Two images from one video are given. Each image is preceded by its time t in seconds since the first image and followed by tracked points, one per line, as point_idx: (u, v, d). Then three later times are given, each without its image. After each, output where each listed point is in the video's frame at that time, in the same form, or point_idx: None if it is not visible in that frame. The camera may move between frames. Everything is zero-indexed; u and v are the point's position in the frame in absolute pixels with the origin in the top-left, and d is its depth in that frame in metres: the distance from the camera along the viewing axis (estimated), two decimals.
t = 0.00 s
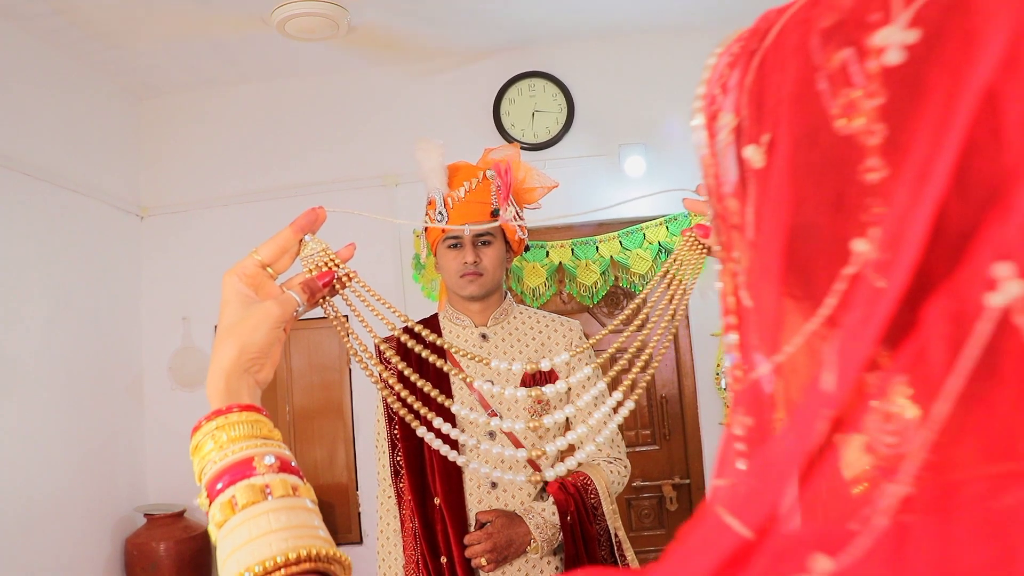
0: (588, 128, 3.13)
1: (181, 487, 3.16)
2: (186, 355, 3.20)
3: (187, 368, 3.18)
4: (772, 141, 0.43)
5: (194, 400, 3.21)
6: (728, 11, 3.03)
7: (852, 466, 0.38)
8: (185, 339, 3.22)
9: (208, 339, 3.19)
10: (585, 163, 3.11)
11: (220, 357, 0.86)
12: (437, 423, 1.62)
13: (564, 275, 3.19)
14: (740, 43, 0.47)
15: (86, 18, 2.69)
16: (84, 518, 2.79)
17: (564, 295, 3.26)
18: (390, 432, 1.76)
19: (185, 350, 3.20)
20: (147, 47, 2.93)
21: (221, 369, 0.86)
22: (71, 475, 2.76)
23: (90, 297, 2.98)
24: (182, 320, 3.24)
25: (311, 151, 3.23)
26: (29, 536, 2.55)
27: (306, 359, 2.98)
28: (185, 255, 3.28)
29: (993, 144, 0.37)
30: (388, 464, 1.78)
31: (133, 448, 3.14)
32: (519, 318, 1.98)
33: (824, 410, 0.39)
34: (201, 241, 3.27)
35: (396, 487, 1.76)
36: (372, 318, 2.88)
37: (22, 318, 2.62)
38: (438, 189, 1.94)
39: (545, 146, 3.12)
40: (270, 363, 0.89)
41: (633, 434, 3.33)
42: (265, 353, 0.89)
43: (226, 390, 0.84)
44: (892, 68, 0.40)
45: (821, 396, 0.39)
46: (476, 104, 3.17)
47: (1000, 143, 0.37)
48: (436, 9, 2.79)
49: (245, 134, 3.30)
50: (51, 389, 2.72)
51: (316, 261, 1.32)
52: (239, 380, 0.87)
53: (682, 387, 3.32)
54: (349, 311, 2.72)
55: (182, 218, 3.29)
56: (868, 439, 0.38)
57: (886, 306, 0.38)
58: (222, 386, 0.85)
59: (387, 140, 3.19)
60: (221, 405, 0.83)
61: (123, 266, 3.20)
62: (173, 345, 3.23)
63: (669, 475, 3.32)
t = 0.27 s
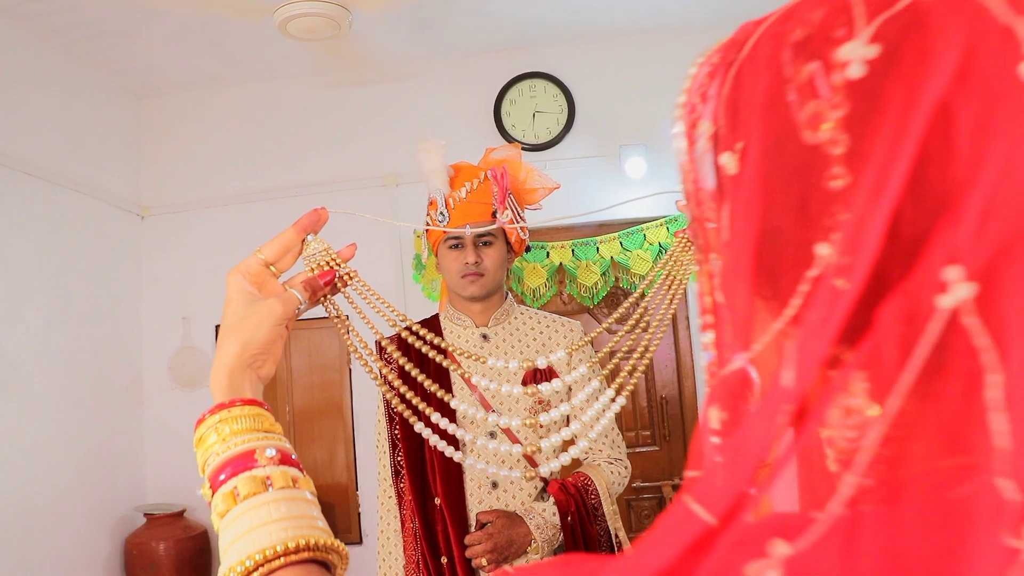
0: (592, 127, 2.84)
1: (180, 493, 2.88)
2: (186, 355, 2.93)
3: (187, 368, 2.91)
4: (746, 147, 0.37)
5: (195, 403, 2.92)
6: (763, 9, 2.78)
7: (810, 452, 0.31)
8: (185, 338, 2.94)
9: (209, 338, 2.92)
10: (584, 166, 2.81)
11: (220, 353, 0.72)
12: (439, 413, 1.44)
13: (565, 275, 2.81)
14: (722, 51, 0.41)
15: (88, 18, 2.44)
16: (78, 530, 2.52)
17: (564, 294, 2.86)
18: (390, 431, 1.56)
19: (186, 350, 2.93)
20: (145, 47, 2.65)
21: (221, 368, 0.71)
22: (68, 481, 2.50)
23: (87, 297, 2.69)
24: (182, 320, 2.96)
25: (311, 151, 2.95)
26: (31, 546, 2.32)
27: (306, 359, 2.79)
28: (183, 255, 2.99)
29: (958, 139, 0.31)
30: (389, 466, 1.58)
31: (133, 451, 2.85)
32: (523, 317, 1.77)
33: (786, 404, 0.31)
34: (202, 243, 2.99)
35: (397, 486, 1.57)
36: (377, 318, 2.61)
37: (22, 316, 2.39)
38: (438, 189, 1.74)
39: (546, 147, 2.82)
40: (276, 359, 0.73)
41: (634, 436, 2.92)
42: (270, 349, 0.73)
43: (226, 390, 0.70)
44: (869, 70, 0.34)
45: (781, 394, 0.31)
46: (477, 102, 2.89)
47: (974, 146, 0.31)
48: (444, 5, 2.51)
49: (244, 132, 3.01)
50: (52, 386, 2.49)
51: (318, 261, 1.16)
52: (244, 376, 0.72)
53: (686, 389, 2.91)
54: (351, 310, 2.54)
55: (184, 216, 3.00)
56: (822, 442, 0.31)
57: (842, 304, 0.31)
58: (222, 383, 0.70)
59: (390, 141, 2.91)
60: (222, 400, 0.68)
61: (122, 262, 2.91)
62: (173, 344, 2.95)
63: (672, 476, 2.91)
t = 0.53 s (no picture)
0: (593, 127, 2.85)
1: (178, 492, 2.89)
2: (186, 355, 2.93)
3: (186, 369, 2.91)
4: (729, 154, 0.38)
5: (194, 403, 2.93)
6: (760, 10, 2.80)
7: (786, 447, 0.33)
8: (186, 338, 2.95)
9: (210, 338, 2.93)
10: (586, 167, 2.83)
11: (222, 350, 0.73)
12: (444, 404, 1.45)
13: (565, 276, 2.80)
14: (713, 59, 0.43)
15: (87, 15, 2.45)
16: (76, 531, 2.52)
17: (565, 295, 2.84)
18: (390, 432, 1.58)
19: (186, 350, 2.94)
20: (146, 47, 2.67)
21: (223, 365, 0.72)
22: (67, 479, 2.52)
23: (86, 295, 2.70)
24: (181, 320, 2.97)
25: (311, 150, 2.96)
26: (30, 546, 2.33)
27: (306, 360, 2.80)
28: (182, 254, 3.00)
29: (929, 148, 0.33)
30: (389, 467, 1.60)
31: (132, 448, 2.86)
32: (524, 317, 1.78)
33: (758, 404, 0.33)
34: (201, 242, 3.00)
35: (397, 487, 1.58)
36: (377, 317, 2.63)
37: (22, 312, 2.40)
38: (440, 189, 1.75)
39: (546, 147, 2.83)
40: (276, 356, 0.76)
41: (634, 437, 2.93)
42: (271, 346, 0.76)
43: (229, 384, 0.71)
44: (844, 80, 0.35)
45: (753, 394, 0.33)
46: (480, 104, 2.90)
47: (946, 154, 0.32)
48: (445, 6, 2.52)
49: (246, 130, 3.02)
50: (51, 384, 2.50)
51: (319, 261, 1.17)
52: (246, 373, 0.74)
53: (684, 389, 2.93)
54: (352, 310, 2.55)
55: (184, 216, 3.02)
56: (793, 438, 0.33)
57: (811, 307, 0.33)
58: (225, 377, 0.72)
59: (392, 138, 2.92)
60: (224, 397, 0.70)
61: (122, 262, 2.92)
62: (173, 344, 2.97)
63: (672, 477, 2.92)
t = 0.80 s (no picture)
0: (593, 129, 2.87)
1: (177, 490, 2.90)
2: (185, 354, 2.95)
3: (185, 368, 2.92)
4: (705, 163, 0.40)
5: (193, 402, 2.95)
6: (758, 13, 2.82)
7: (755, 442, 0.34)
8: (185, 337, 2.97)
9: (210, 337, 2.95)
10: (586, 169, 2.84)
11: (226, 348, 0.76)
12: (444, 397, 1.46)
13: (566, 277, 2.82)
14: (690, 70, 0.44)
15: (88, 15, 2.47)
16: (74, 531, 2.54)
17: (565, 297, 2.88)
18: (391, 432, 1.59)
19: (186, 348, 2.96)
20: (145, 47, 2.69)
21: (226, 362, 0.75)
22: (66, 477, 2.53)
23: (85, 294, 2.72)
24: (182, 319, 2.99)
25: (310, 151, 2.98)
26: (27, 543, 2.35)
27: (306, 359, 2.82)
28: (182, 253, 3.02)
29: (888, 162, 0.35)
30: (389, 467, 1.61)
31: (132, 446, 2.88)
32: (525, 317, 1.80)
33: (725, 402, 0.35)
34: (201, 242, 3.01)
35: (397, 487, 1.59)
36: (376, 317, 2.64)
37: (22, 309, 2.42)
38: (442, 190, 1.76)
39: (547, 148, 2.85)
40: (279, 354, 0.78)
41: (634, 438, 2.95)
42: (273, 344, 0.78)
43: (231, 383, 0.74)
44: (813, 95, 0.37)
45: (720, 393, 0.35)
46: (479, 104, 2.92)
47: (906, 169, 0.34)
48: (444, 7, 2.54)
49: (246, 130, 3.04)
50: (51, 382, 2.52)
51: (319, 261, 1.19)
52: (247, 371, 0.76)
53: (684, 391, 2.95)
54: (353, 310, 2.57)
55: (184, 216, 3.03)
56: (758, 435, 0.34)
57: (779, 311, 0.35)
58: (228, 374, 0.74)
59: (391, 137, 2.94)
60: (226, 394, 0.73)
61: (122, 261, 2.93)
62: (173, 342, 2.98)
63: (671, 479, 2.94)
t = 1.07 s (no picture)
0: (593, 131, 2.88)
1: (175, 489, 2.92)
2: (184, 352, 2.97)
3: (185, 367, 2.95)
4: (683, 174, 0.42)
5: (191, 401, 2.96)
6: (756, 17, 2.84)
7: (720, 442, 0.36)
8: (184, 335, 2.99)
9: (209, 336, 2.97)
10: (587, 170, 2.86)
11: (228, 346, 0.78)
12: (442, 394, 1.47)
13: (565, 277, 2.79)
14: (673, 83, 0.46)
15: (90, 13, 2.48)
16: (71, 529, 2.55)
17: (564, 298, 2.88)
18: (391, 431, 1.60)
19: (184, 347, 2.98)
20: (147, 46, 2.71)
21: (229, 360, 0.77)
22: (64, 475, 2.55)
23: (85, 292, 2.74)
24: (182, 317, 3.01)
25: (310, 151, 3.00)
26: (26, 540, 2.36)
27: (305, 359, 2.83)
28: (182, 252, 3.04)
29: (853, 177, 0.37)
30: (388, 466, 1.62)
31: (130, 445, 2.90)
32: (524, 319, 1.81)
33: (695, 404, 0.37)
34: (201, 240, 3.03)
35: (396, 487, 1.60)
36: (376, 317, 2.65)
37: (22, 307, 2.43)
38: (443, 190, 1.78)
39: (546, 149, 2.86)
40: (279, 352, 0.80)
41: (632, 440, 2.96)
42: (273, 342, 0.80)
43: (232, 380, 0.76)
44: (786, 111, 0.39)
45: (691, 394, 0.37)
46: (479, 105, 2.94)
47: (872, 183, 0.36)
48: (444, 8, 2.56)
49: (246, 129, 3.06)
50: (50, 380, 2.53)
51: (319, 261, 1.19)
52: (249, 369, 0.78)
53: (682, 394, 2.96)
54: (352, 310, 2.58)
55: (184, 215, 3.05)
56: (726, 435, 0.36)
57: (748, 317, 0.37)
58: (229, 372, 0.76)
59: (391, 138, 2.96)
60: (228, 390, 0.75)
61: (122, 259, 2.95)
62: (172, 341, 3.00)
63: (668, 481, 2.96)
